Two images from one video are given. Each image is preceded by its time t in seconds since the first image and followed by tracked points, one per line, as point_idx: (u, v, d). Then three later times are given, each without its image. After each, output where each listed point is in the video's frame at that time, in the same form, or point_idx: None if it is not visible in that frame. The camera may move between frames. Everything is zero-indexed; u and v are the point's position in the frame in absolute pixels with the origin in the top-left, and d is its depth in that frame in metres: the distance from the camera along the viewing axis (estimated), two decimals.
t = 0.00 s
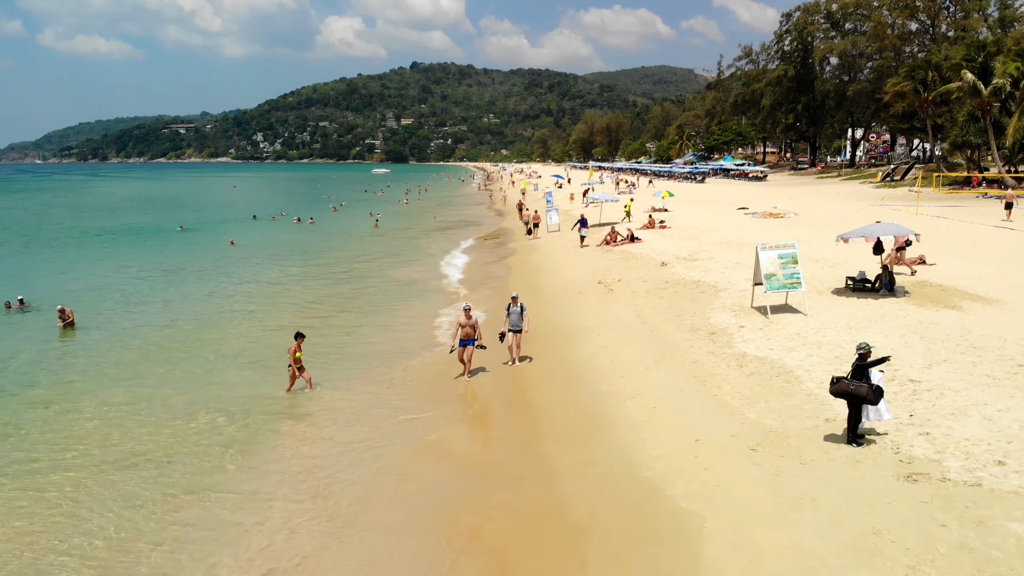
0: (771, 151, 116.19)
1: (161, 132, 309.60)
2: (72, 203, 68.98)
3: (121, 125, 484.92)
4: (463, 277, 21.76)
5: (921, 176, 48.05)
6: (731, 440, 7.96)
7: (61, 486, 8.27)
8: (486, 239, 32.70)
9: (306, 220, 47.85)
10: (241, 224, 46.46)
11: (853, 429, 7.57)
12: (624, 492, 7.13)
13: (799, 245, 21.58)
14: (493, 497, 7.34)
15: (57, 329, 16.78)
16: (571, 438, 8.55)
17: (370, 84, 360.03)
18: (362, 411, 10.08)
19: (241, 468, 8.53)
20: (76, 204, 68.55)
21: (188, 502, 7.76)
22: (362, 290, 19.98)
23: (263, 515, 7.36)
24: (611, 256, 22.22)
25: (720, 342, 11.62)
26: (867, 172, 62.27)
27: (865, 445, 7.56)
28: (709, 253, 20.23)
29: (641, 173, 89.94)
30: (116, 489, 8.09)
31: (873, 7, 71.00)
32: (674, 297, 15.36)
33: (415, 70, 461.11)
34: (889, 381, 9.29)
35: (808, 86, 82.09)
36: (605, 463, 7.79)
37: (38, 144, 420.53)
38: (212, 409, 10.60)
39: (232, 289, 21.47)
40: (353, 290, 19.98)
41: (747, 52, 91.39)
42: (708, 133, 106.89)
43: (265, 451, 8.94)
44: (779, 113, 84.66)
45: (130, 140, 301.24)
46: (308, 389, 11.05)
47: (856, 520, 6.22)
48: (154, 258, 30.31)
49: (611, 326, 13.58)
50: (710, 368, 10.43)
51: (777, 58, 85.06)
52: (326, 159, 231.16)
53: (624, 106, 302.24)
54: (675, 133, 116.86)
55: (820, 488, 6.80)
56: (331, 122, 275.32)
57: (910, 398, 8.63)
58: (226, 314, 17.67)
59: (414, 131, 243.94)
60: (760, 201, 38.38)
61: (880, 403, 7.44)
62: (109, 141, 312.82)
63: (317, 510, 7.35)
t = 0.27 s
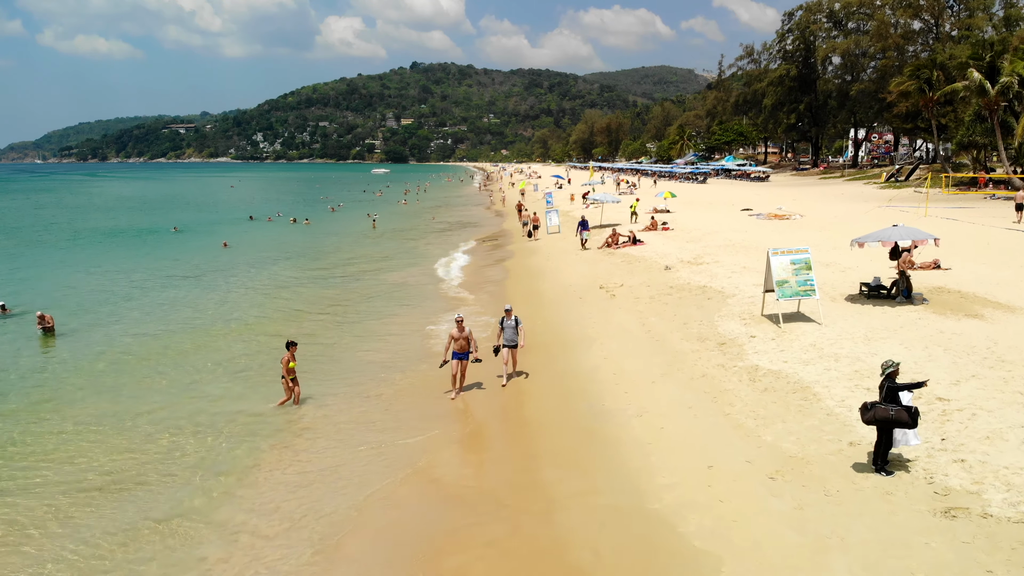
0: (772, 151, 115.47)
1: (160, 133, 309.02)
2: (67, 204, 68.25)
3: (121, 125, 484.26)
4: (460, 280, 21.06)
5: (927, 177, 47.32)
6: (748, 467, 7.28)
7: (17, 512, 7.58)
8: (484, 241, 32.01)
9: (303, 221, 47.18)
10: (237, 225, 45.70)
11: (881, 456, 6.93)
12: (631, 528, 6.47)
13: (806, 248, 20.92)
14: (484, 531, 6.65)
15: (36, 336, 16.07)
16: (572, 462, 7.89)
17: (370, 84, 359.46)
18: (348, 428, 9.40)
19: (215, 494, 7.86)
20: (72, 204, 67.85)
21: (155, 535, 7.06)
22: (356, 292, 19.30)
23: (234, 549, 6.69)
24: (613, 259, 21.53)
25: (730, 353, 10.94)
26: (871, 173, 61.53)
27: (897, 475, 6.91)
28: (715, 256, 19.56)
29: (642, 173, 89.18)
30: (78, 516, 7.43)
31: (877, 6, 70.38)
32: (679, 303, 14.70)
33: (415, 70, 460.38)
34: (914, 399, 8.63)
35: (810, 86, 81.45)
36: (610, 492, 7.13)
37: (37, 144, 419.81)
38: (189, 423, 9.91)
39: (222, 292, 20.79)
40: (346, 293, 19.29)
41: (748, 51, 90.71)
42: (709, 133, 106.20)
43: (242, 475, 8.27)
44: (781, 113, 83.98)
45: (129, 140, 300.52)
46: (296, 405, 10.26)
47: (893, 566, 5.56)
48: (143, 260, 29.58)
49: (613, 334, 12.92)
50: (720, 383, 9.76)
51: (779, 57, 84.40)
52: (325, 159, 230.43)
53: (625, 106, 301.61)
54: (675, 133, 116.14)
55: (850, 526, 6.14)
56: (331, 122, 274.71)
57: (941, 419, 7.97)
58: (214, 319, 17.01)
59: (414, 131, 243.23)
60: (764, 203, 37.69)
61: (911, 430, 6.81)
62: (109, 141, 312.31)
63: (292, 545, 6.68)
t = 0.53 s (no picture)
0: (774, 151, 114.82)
1: (160, 133, 308.35)
2: (62, 204, 67.56)
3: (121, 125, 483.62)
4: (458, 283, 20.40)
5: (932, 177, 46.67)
6: (767, 497, 6.65)
7: None
8: (484, 242, 31.37)
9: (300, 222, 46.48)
10: (233, 225, 45.07)
11: (918, 486, 6.30)
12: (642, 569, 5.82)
13: (816, 250, 20.21)
14: (474, 574, 5.97)
15: (16, 343, 15.41)
16: (574, 490, 7.24)
17: (370, 84, 358.78)
18: (333, 449, 8.73)
19: (184, 527, 7.19)
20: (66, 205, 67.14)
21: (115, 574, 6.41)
22: (349, 295, 18.60)
23: None
24: (615, 262, 20.88)
25: (742, 365, 10.28)
26: (875, 172, 60.89)
27: (936, 506, 6.28)
28: (721, 260, 18.84)
29: (643, 172, 88.52)
30: (32, 552, 6.76)
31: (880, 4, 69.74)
32: (686, 310, 14.02)
33: (415, 70, 459.71)
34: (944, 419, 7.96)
35: (812, 85, 80.80)
36: (616, 527, 6.48)
37: (37, 144, 418.95)
38: (164, 443, 9.23)
39: (212, 297, 20.10)
40: (339, 296, 18.58)
41: (750, 50, 90.08)
42: (710, 132, 105.57)
43: (215, 505, 7.59)
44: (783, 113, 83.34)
45: (129, 141, 299.83)
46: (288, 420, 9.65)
47: None
48: (135, 262, 28.91)
49: (616, 343, 12.23)
50: (733, 399, 9.09)
51: (781, 56, 83.76)
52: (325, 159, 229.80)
53: (625, 106, 300.91)
54: (676, 132, 115.48)
55: (885, 571, 5.48)
56: (331, 122, 273.99)
57: (976, 442, 7.31)
58: (200, 325, 16.32)
59: (414, 131, 242.51)
60: (768, 203, 37.04)
61: (954, 447, 6.15)
62: (110, 141, 311.73)
63: None
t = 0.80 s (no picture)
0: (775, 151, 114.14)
1: (160, 133, 307.63)
2: (56, 205, 66.80)
3: (121, 125, 482.94)
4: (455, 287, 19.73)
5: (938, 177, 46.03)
6: (791, 537, 6.00)
7: None
8: (482, 244, 30.71)
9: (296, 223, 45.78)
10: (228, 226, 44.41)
11: (963, 524, 5.62)
12: None
13: (825, 253, 19.52)
14: None
15: None
16: (577, 525, 6.59)
17: (369, 84, 358.11)
18: (315, 475, 8.05)
19: (147, 566, 6.51)
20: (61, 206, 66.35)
21: None
22: (342, 300, 17.92)
23: None
24: (618, 265, 20.21)
25: (755, 380, 9.62)
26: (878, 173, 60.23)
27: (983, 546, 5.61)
28: (728, 263, 18.15)
29: (643, 173, 87.85)
30: None
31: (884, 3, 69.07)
32: (694, 317, 13.33)
33: (415, 70, 459.04)
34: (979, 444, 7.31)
35: (815, 84, 80.13)
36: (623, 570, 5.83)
37: (36, 144, 417.92)
38: (131, 467, 8.52)
39: (200, 299, 19.37)
40: (331, 300, 17.90)
41: (752, 49, 89.43)
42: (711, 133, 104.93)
43: (184, 540, 6.89)
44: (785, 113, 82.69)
45: (129, 141, 299.14)
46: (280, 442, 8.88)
47: None
48: (125, 264, 28.22)
49: (620, 353, 11.57)
50: (747, 419, 8.43)
51: (783, 56, 83.10)
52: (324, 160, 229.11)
53: (625, 107, 300.26)
54: (677, 132, 114.84)
55: None
56: (330, 122, 273.27)
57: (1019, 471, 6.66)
58: (185, 328, 15.62)
59: (414, 131, 241.81)
60: (772, 204, 36.39)
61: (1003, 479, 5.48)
62: (109, 141, 311.12)
63: None
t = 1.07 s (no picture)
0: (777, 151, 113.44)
1: (160, 133, 307.05)
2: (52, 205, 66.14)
3: (120, 125, 482.41)
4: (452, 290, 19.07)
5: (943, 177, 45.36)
6: None
7: None
8: (481, 246, 30.05)
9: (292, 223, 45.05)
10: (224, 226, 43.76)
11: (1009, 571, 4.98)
12: None
13: (834, 256, 18.86)
14: None
15: None
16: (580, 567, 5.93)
17: (369, 84, 357.42)
18: (294, 503, 7.39)
19: None
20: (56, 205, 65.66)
21: None
22: (333, 304, 17.25)
23: None
24: (620, 269, 19.54)
25: (771, 398, 8.94)
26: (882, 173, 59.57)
27: None
28: (734, 267, 17.46)
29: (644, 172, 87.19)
30: None
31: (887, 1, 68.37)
32: (701, 326, 12.65)
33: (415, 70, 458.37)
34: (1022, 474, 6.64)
35: (817, 83, 79.46)
36: None
37: (36, 144, 417.25)
38: (95, 492, 7.87)
39: (187, 301, 18.71)
40: (322, 304, 17.24)
41: (753, 48, 88.76)
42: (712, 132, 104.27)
43: None
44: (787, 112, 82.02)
45: (129, 140, 298.49)
46: (263, 467, 8.19)
47: None
48: (114, 265, 27.56)
49: (624, 366, 10.90)
50: (764, 442, 7.76)
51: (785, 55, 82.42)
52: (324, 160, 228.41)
53: (625, 107, 299.51)
54: (678, 132, 114.17)
55: None
56: (330, 122, 272.62)
57: None
58: (168, 333, 14.96)
59: (414, 131, 241.14)
60: (776, 204, 35.71)
61: None
62: (109, 141, 310.46)
63: None
